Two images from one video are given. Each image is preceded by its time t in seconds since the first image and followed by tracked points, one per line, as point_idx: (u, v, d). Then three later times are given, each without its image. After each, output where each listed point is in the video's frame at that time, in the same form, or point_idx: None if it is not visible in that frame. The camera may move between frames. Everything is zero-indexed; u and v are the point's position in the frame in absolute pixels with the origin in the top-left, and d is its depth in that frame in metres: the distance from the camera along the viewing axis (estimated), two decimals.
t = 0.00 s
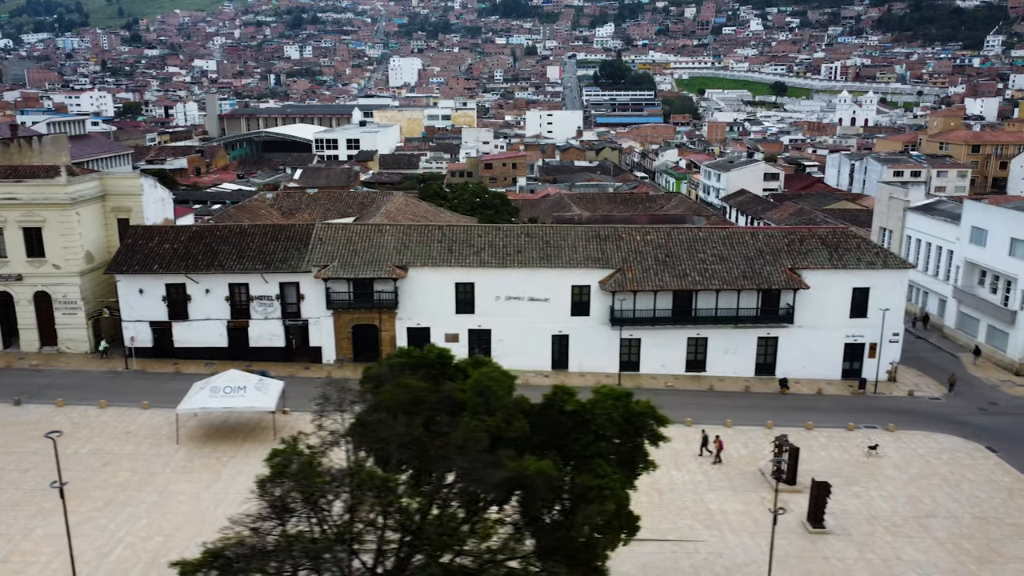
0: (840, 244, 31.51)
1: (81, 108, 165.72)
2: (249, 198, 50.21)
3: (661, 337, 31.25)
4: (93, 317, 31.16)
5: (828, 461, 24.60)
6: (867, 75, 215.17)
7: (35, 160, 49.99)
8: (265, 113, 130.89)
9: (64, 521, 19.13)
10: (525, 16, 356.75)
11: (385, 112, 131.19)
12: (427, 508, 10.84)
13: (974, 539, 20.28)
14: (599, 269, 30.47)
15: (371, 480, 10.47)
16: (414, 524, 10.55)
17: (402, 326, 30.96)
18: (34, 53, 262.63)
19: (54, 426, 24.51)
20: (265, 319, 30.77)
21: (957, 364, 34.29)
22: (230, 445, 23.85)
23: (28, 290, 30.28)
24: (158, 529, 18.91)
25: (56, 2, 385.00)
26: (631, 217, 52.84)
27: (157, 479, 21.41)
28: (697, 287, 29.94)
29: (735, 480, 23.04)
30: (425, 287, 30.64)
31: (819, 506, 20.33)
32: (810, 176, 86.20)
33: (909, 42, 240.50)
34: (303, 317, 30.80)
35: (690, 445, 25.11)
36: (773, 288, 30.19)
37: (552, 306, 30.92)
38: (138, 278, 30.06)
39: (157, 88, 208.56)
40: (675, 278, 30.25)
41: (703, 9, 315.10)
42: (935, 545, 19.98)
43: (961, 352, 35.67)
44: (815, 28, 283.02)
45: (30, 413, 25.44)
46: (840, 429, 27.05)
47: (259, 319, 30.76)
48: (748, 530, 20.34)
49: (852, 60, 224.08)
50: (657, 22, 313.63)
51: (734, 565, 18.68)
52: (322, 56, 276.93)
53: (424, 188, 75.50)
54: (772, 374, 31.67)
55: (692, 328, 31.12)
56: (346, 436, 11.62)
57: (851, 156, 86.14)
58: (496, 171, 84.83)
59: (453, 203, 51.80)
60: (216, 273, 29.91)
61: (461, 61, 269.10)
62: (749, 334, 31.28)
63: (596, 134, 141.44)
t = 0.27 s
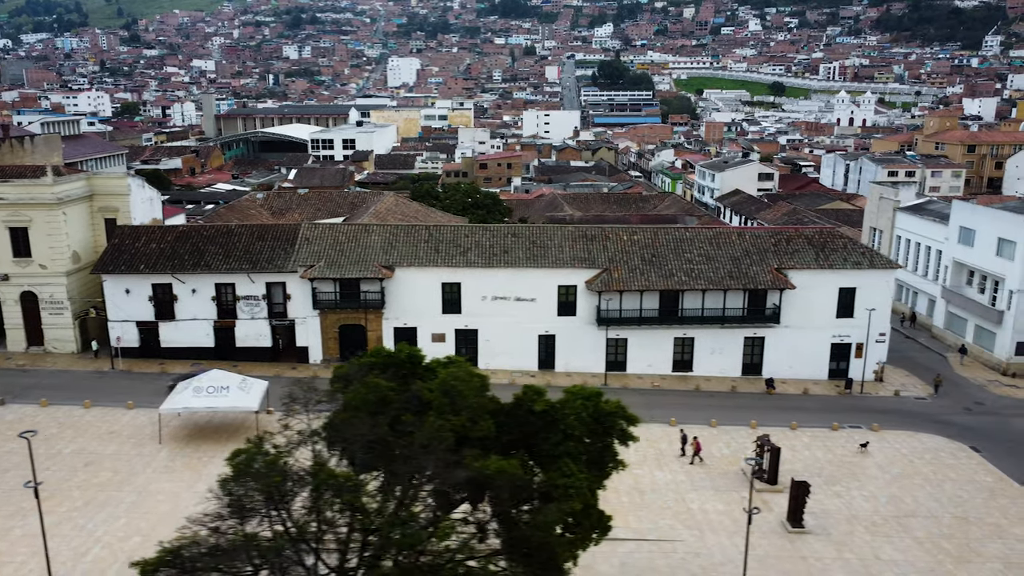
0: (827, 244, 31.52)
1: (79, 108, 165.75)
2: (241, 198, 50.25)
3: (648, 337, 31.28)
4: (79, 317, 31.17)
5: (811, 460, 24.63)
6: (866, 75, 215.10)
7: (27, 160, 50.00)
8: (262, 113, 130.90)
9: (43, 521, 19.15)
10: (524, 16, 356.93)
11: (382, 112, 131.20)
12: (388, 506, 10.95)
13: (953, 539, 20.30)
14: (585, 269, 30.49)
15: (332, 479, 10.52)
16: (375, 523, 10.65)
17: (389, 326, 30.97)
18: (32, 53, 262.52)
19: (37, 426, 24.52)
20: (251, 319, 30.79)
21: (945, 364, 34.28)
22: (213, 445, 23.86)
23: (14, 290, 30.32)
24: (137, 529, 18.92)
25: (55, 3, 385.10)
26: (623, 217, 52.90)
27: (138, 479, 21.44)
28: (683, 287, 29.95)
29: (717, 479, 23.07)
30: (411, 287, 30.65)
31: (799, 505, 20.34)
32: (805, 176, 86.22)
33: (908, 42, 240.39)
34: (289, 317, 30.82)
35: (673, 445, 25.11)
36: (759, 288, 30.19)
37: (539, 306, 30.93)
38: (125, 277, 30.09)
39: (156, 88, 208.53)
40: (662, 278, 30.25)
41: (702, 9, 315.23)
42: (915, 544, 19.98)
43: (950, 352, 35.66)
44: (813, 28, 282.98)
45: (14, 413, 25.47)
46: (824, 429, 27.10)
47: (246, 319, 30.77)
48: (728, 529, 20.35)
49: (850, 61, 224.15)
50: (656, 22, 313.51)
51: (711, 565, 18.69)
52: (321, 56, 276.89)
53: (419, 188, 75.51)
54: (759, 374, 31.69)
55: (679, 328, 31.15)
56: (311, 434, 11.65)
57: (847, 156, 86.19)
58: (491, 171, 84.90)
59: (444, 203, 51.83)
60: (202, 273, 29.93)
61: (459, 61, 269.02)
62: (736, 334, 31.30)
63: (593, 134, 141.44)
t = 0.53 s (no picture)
0: (813, 244, 31.52)
1: (77, 108, 165.81)
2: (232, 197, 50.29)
3: (634, 337, 31.28)
4: (66, 316, 31.18)
5: (794, 460, 24.64)
6: (864, 75, 215.11)
7: (19, 160, 50.00)
8: (259, 113, 130.94)
9: (20, 520, 19.17)
10: (523, 16, 357.04)
11: (378, 112, 131.23)
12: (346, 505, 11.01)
13: (931, 538, 20.30)
14: (571, 269, 30.48)
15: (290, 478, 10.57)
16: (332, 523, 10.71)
17: (375, 326, 30.98)
18: (31, 53, 262.67)
19: (20, 426, 24.53)
20: (237, 319, 30.83)
21: (933, 364, 34.27)
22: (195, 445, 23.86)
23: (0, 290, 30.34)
24: (115, 529, 18.92)
25: (55, 3, 385.31)
26: (615, 217, 52.96)
27: (118, 479, 21.44)
28: (669, 286, 29.96)
29: (698, 479, 23.06)
30: (397, 287, 30.66)
31: (777, 504, 20.37)
32: (800, 176, 86.28)
33: (906, 42, 240.25)
34: (276, 317, 30.83)
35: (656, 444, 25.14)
36: (745, 288, 30.19)
37: (525, 306, 30.94)
38: (111, 278, 30.11)
39: (154, 88, 208.55)
40: (648, 278, 30.26)
41: (701, 9, 315.33)
42: (893, 544, 19.97)
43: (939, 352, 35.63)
44: (812, 28, 283.00)
45: None
46: (808, 429, 27.11)
47: (232, 318, 30.79)
48: (706, 529, 20.37)
49: (849, 61, 224.14)
50: (654, 22, 313.47)
51: (688, 565, 18.69)
52: (319, 56, 276.95)
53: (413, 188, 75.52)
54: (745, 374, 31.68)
55: (665, 328, 31.16)
56: (275, 434, 11.67)
57: (842, 156, 86.22)
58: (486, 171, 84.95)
59: (436, 203, 51.88)
60: (188, 273, 29.96)
61: (458, 61, 269.04)
62: (723, 333, 31.32)
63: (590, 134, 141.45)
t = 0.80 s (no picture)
0: (800, 243, 31.52)
1: (74, 108, 165.78)
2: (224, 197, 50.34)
3: (621, 336, 31.28)
4: (52, 316, 31.18)
5: (776, 459, 24.65)
6: (863, 75, 215.08)
7: (10, 159, 49.99)
8: (256, 113, 130.94)
9: None
10: (522, 16, 357.09)
11: (375, 112, 131.22)
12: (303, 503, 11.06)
13: (910, 537, 20.32)
14: (558, 268, 30.49)
15: (246, 476, 10.62)
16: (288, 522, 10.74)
17: (361, 325, 31.00)
18: (30, 53, 262.60)
19: (3, 425, 24.56)
20: (223, 319, 30.82)
21: (921, 364, 34.27)
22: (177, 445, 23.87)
23: None
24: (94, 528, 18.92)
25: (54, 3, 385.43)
26: (607, 216, 53.02)
27: (98, 478, 21.45)
28: (655, 286, 29.95)
29: (679, 479, 23.07)
30: (383, 286, 30.66)
31: (756, 503, 20.38)
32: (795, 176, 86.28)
33: (905, 42, 240.11)
34: (262, 316, 30.84)
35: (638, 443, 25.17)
36: (730, 287, 30.20)
37: (511, 306, 30.94)
38: (97, 277, 30.13)
39: (153, 88, 208.49)
40: (633, 277, 30.27)
41: (700, 9, 315.36)
42: (872, 543, 19.99)
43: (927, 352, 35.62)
44: (811, 27, 282.99)
45: None
46: (792, 428, 27.10)
47: (218, 318, 30.80)
48: (685, 527, 20.39)
49: (847, 61, 224.11)
50: (654, 22, 313.36)
51: (665, 564, 18.70)
52: (318, 56, 276.89)
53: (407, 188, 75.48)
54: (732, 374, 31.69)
55: (651, 327, 31.17)
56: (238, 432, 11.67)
57: (837, 156, 86.16)
58: (480, 171, 84.93)
59: (428, 203, 51.92)
60: (174, 272, 29.99)
61: (456, 61, 268.95)
62: (708, 333, 31.33)
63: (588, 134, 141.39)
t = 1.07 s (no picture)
0: (786, 243, 31.53)
1: (72, 108, 165.86)
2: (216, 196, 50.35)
3: (607, 336, 31.28)
4: (38, 316, 31.19)
5: (759, 458, 24.67)
6: (861, 75, 215.07)
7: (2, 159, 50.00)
8: (253, 113, 130.97)
9: None
10: (521, 16, 357.12)
11: (372, 112, 131.27)
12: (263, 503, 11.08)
13: (889, 536, 20.32)
14: (544, 268, 30.47)
15: (203, 476, 10.62)
16: (246, 521, 10.77)
17: (348, 325, 31.00)
18: (29, 54, 262.87)
19: None
20: (210, 318, 30.82)
21: (910, 364, 34.24)
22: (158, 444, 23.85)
23: None
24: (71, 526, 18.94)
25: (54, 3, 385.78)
26: (598, 216, 53.10)
27: (78, 478, 21.47)
28: (640, 285, 29.95)
29: (661, 478, 23.09)
30: (369, 287, 30.67)
31: (736, 503, 20.37)
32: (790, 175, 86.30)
33: (904, 42, 239.95)
34: (248, 316, 30.81)
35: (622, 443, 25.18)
36: (716, 287, 30.20)
37: (497, 306, 30.94)
38: (82, 277, 30.17)
39: (151, 88, 208.58)
40: (619, 276, 30.27)
41: (698, 9, 315.29)
42: (850, 543, 19.97)
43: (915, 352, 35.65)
44: (809, 27, 282.96)
45: None
46: (776, 428, 27.09)
47: (205, 318, 30.80)
48: (664, 527, 20.38)
49: (846, 61, 224.01)
50: (652, 22, 313.25)
51: (642, 564, 18.69)
52: (317, 56, 276.91)
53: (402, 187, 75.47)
54: (718, 374, 31.68)
55: (637, 327, 31.16)
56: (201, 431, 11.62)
57: (832, 155, 86.08)
58: (475, 171, 84.96)
59: (420, 203, 51.92)
60: (160, 272, 30.00)
61: (455, 61, 268.90)
62: (695, 333, 31.33)
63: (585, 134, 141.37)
